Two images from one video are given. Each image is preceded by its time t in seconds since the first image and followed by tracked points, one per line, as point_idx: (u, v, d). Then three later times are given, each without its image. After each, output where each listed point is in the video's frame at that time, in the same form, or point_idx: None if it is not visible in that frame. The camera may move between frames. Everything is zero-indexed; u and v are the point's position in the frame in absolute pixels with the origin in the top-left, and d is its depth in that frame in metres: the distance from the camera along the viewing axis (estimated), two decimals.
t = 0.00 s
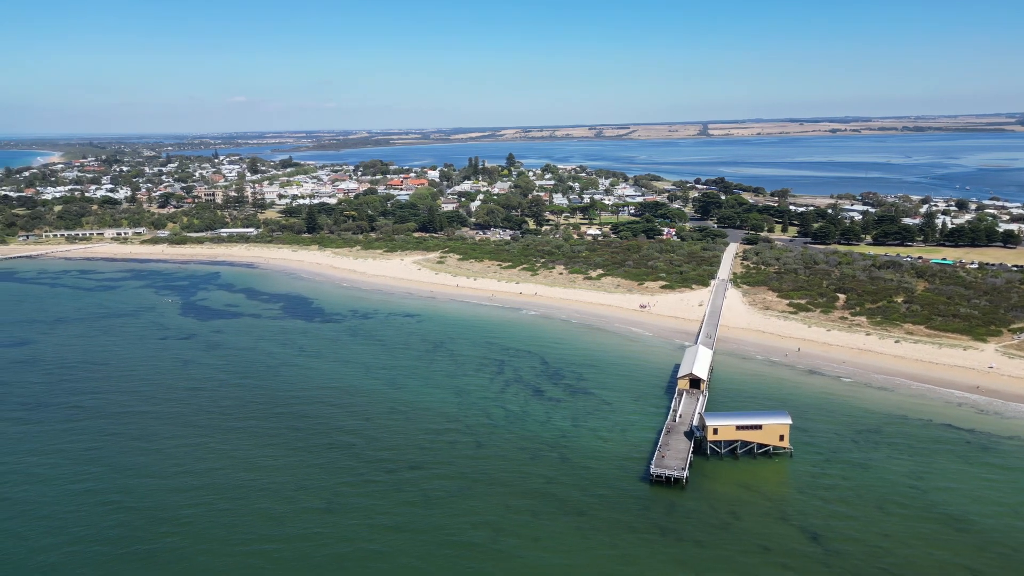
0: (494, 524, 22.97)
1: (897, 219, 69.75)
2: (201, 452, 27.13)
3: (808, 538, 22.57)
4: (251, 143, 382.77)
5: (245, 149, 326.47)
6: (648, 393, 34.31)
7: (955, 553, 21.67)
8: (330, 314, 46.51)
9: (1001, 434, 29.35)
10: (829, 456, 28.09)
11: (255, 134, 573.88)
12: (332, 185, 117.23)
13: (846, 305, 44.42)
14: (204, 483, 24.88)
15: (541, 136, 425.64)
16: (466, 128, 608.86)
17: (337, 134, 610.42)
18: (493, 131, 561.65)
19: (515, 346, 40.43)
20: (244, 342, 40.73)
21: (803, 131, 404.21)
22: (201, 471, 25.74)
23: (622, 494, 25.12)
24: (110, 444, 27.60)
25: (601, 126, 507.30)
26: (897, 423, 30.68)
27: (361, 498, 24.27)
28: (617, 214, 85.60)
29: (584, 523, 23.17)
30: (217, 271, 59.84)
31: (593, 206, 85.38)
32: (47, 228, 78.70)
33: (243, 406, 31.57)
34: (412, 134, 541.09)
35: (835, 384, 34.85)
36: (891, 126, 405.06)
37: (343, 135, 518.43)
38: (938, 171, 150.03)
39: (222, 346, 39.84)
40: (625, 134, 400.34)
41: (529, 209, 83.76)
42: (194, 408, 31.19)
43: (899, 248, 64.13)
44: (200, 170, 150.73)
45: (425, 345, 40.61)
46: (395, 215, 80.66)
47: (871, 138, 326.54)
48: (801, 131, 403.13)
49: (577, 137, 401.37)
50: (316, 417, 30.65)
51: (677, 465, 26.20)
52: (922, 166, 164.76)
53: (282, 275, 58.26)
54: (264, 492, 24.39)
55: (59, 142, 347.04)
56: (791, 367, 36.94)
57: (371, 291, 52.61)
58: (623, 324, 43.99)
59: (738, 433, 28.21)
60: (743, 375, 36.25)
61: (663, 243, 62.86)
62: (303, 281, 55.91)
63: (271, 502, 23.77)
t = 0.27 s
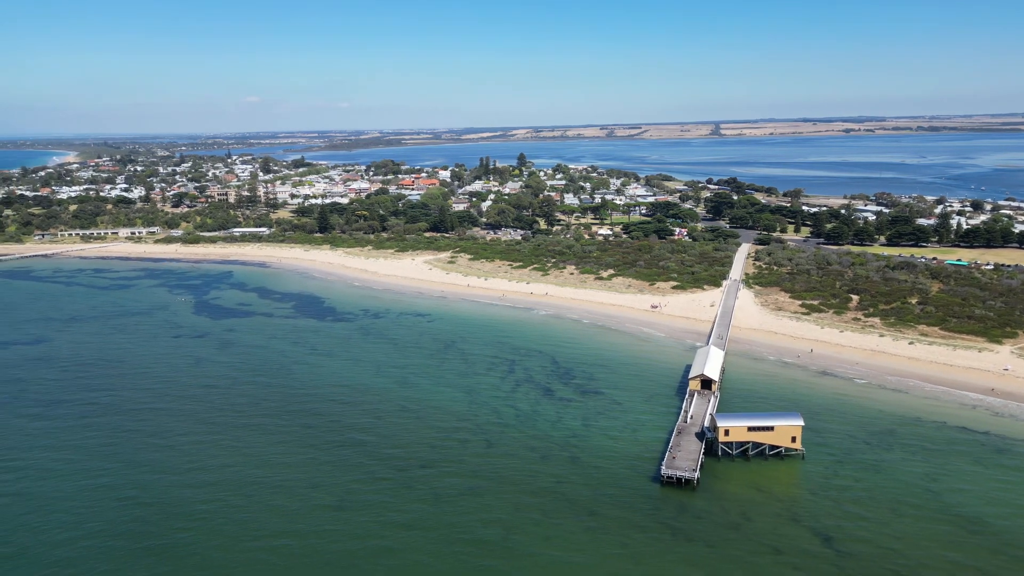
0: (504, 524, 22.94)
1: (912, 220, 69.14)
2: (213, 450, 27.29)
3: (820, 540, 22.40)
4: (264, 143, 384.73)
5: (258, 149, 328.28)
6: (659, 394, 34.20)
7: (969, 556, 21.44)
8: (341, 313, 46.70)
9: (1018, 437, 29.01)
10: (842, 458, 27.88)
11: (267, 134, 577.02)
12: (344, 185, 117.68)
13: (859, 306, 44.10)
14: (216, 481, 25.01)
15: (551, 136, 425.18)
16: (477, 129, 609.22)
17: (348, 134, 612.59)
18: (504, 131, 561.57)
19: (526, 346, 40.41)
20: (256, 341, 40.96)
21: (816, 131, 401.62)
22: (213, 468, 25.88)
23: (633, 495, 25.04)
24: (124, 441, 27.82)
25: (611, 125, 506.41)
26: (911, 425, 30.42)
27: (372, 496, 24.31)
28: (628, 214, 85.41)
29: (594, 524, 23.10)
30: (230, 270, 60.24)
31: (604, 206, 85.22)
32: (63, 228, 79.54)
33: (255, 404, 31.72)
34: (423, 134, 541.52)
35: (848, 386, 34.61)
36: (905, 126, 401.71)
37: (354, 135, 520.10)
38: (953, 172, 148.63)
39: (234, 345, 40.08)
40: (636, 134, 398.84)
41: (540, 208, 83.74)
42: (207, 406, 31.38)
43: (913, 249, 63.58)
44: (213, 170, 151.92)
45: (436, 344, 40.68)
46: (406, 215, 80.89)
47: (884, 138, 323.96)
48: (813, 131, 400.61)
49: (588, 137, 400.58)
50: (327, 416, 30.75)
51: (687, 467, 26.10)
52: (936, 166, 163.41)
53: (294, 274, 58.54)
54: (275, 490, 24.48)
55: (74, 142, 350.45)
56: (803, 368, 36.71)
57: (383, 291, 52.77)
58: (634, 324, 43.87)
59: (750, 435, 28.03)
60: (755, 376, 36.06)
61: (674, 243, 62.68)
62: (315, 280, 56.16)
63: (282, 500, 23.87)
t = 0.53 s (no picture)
0: (516, 523, 22.90)
1: (929, 221, 68.38)
2: (228, 447, 27.47)
3: (836, 544, 22.17)
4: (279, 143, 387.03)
5: (274, 149, 330.32)
6: (673, 395, 34.05)
7: (988, 563, 21.14)
8: (355, 312, 46.89)
9: None
10: (858, 461, 27.60)
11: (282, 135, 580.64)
12: (358, 185, 118.16)
13: (876, 307, 43.72)
14: (230, 478, 25.15)
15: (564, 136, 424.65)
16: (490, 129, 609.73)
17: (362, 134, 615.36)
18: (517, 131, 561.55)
19: (540, 346, 40.39)
20: (271, 339, 41.22)
21: (831, 131, 398.50)
22: (227, 465, 26.04)
23: (646, 496, 24.91)
24: (141, 437, 28.08)
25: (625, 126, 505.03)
26: (929, 428, 30.08)
27: (384, 495, 24.34)
28: (642, 214, 85.15)
29: (607, 525, 22.99)
30: (245, 269, 60.68)
31: (618, 206, 85.02)
32: (82, 227, 80.49)
33: (269, 403, 31.90)
34: (436, 134, 542.31)
35: (864, 388, 34.30)
36: (921, 126, 397.66)
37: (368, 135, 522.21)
38: (972, 172, 146.92)
39: (249, 343, 40.36)
40: (650, 135, 397.61)
41: (554, 208, 83.68)
42: (222, 404, 31.60)
43: (931, 250, 62.90)
44: (230, 169, 153.15)
45: (449, 344, 40.74)
46: (420, 215, 81.14)
47: (901, 138, 320.80)
48: (828, 131, 397.50)
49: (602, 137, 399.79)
50: (341, 414, 30.88)
51: (701, 468, 25.95)
52: (955, 166, 161.63)
53: (309, 273, 58.86)
54: (289, 487, 24.58)
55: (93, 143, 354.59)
56: (819, 370, 36.45)
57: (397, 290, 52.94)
58: (647, 325, 43.71)
59: (764, 436, 27.82)
60: (770, 378, 35.82)
61: (689, 243, 62.43)
62: (329, 279, 56.44)
63: (295, 497, 23.96)
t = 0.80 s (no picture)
0: (527, 524, 22.89)
1: (946, 221, 67.70)
2: (241, 444, 27.67)
3: (849, 548, 22.00)
4: (292, 143, 389.65)
5: (287, 148, 332.44)
6: (685, 395, 33.93)
7: (1004, 568, 20.90)
8: (368, 312, 47.09)
9: None
10: (872, 463, 27.38)
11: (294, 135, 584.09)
12: (371, 185, 118.59)
13: (891, 309, 43.36)
14: (243, 475, 25.33)
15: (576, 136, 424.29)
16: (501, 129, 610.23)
17: (374, 134, 618.04)
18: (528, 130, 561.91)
19: (551, 346, 40.40)
20: (283, 338, 41.47)
21: (844, 130, 395.35)
22: (240, 462, 26.20)
23: (658, 497, 24.82)
24: (155, 434, 28.31)
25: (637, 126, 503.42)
26: (945, 431, 29.78)
27: (396, 493, 24.39)
28: (655, 214, 84.92)
29: (618, 526, 22.94)
30: (258, 269, 61.11)
31: (630, 206, 84.83)
32: (98, 226, 81.33)
33: (282, 401, 32.12)
34: (448, 134, 544.69)
35: (879, 389, 34.03)
36: (937, 126, 393.67)
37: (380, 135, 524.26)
38: (989, 172, 145.33)
39: (262, 342, 40.63)
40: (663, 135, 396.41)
41: (566, 208, 83.63)
42: (235, 402, 31.84)
43: (947, 251, 62.31)
44: (244, 169, 154.15)
45: (462, 343, 40.83)
46: (432, 215, 81.38)
47: (917, 138, 318.16)
48: (842, 130, 394.36)
49: (613, 137, 399.25)
50: (353, 412, 30.99)
51: (713, 469, 25.83)
52: (972, 166, 159.99)
53: (322, 272, 59.17)
54: (301, 485, 24.72)
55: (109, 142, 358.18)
56: (833, 371, 36.19)
57: (409, 289, 53.08)
58: (658, 325, 43.60)
59: (777, 438, 27.64)
60: (783, 379, 35.61)
61: (701, 244, 62.17)
62: (342, 278, 56.73)
63: (307, 495, 24.07)
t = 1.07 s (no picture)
0: (537, 524, 22.86)
1: (961, 222, 67.09)
2: (253, 441, 27.81)
3: (861, 550, 21.84)
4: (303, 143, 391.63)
5: (299, 148, 334.08)
6: (696, 396, 33.80)
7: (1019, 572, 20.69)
8: (378, 311, 47.22)
9: None
10: (885, 465, 27.17)
11: (305, 135, 586.93)
12: (382, 184, 118.90)
13: (904, 310, 43.03)
14: (254, 472, 25.45)
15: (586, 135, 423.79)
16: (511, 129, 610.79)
17: (385, 134, 620.21)
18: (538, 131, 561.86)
19: (561, 346, 40.37)
20: (295, 337, 41.66)
21: (857, 130, 392.62)
22: (252, 460, 26.31)
23: (668, 498, 24.73)
24: (168, 431, 28.49)
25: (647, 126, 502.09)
26: (959, 433, 29.51)
27: (406, 492, 24.42)
28: (666, 214, 84.68)
29: (628, 526, 22.88)
30: (269, 268, 61.42)
31: (641, 206, 84.60)
32: (112, 225, 82.05)
33: (294, 399, 32.26)
34: (458, 134, 545.60)
35: (892, 391, 33.76)
36: (951, 126, 390.15)
37: (390, 135, 525.88)
38: (1004, 172, 143.93)
39: (274, 340, 40.83)
40: (678, 135, 394.87)
41: (577, 208, 83.52)
42: (247, 400, 32.00)
43: (962, 252, 61.75)
44: (256, 169, 155.00)
45: (472, 343, 40.85)
46: (443, 214, 81.53)
47: (934, 139, 315.22)
48: (854, 130, 391.67)
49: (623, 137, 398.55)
50: (364, 411, 31.08)
51: (724, 471, 25.70)
52: (987, 166, 158.48)
53: (333, 272, 59.40)
54: (312, 483, 24.80)
55: (123, 142, 361.32)
56: (845, 373, 35.94)
57: (419, 289, 53.18)
58: (669, 326, 43.47)
59: (788, 439, 27.46)
60: (795, 380, 35.41)
61: (713, 244, 61.91)
62: (353, 278, 56.90)
63: (318, 493, 24.14)
